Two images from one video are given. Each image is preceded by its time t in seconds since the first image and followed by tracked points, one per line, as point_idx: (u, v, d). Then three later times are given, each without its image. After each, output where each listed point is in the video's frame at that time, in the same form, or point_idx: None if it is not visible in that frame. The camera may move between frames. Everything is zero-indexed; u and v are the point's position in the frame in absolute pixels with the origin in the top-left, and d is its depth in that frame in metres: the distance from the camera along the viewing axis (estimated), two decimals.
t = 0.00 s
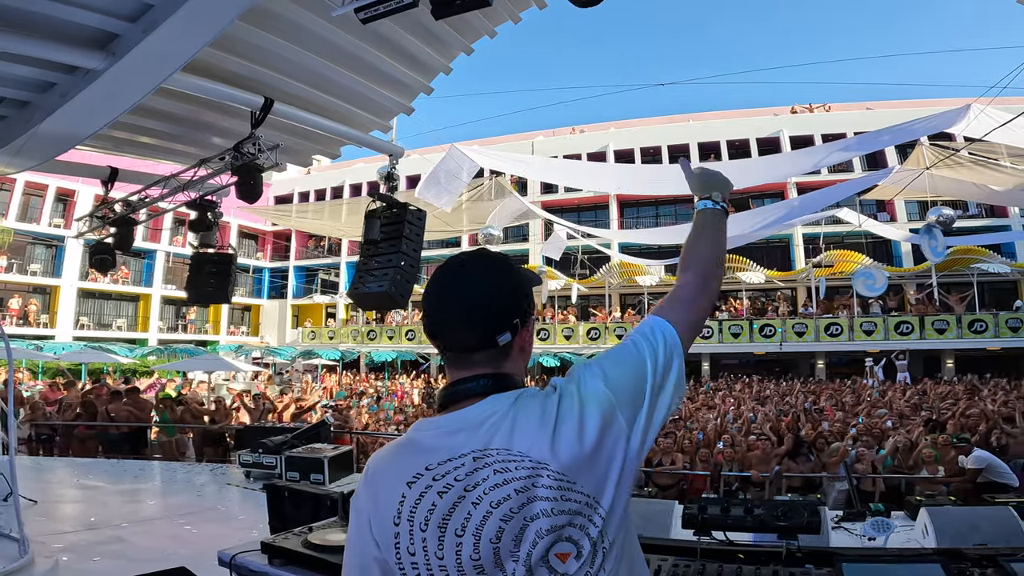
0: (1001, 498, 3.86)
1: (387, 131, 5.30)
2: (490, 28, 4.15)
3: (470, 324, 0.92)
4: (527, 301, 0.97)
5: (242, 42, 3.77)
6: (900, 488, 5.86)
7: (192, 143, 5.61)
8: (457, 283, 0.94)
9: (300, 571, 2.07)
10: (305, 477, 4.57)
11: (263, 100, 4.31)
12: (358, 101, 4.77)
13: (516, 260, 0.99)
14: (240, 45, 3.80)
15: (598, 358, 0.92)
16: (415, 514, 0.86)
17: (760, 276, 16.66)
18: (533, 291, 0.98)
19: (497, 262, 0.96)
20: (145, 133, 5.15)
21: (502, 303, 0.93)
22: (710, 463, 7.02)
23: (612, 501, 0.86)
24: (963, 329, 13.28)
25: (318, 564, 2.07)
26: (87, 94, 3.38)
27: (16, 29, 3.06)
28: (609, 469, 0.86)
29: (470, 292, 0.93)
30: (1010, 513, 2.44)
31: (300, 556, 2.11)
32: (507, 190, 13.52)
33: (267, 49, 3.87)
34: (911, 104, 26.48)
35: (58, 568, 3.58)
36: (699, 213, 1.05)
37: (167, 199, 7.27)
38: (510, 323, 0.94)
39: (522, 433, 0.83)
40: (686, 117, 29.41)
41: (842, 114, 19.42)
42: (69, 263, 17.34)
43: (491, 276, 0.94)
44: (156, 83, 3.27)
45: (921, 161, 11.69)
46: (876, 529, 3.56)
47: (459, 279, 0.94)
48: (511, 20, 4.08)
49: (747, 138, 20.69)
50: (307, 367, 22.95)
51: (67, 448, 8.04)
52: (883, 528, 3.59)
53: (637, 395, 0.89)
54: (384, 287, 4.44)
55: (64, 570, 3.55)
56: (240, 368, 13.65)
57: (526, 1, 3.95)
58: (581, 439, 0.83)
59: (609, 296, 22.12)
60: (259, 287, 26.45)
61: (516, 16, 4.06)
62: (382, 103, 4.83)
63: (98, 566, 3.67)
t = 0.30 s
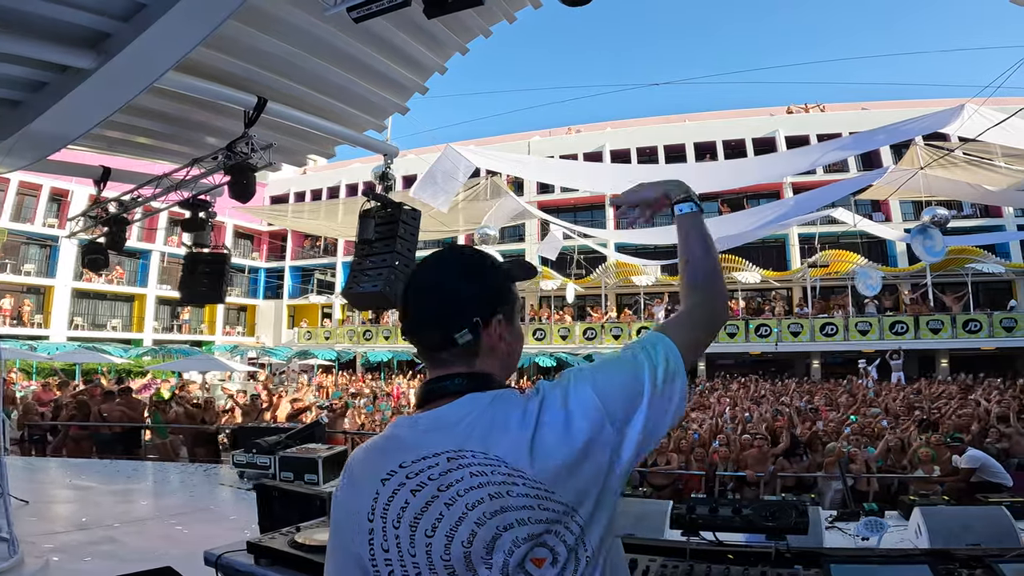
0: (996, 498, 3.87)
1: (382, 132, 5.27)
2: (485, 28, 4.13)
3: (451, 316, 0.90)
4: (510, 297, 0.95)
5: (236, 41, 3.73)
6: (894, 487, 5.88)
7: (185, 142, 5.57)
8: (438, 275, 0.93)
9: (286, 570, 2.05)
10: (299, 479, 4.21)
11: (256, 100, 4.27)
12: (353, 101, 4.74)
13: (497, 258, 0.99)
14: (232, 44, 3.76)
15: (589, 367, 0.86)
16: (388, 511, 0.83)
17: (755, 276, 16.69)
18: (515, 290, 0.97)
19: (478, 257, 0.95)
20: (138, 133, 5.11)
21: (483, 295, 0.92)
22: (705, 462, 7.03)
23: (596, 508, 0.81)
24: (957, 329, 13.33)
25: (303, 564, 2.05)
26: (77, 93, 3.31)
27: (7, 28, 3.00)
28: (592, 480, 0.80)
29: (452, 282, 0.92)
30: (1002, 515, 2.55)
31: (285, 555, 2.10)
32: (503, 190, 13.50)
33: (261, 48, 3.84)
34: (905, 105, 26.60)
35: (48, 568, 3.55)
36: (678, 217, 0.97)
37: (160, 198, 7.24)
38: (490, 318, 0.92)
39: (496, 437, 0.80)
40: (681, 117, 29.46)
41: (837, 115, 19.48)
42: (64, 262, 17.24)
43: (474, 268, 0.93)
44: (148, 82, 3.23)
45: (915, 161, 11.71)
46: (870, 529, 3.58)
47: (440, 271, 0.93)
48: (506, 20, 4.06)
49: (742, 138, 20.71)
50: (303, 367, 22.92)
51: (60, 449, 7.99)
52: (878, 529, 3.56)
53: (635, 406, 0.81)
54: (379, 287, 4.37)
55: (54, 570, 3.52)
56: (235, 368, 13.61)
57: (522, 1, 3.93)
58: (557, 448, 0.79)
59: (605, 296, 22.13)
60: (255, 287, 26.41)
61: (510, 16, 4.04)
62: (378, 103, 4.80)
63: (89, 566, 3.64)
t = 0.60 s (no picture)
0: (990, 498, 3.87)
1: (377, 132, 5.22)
2: (479, 27, 4.09)
3: (413, 309, 0.94)
4: (474, 298, 0.91)
5: (228, 39, 3.69)
6: (887, 485, 5.92)
7: (177, 142, 5.53)
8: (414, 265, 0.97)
9: (271, 570, 2.04)
10: (292, 479, 4.14)
11: (248, 100, 4.24)
12: (348, 101, 4.69)
13: (492, 252, 0.95)
14: (223, 43, 3.71)
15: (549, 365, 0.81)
16: (348, 493, 0.84)
17: (750, 275, 16.73)
18: (491, 292, 0.92)
19: (460, 251, 0.94)
20: (131, 132, 5.07)
21: (437, 295, 0.92)
22: (699, 462, 7.03)
23: (553, 516, 0.75)
24: (951, 329, 13.39)
25: (288, 562, 2.04)
26: (66, 94, 3.20)
27: None
28: (549, 487, 0.74)
29: (420, 276, 0.94)
30: (993, 515, 2.57)
31: (270, 554, 2.08)
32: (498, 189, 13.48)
33: (252, 46, 3.79)
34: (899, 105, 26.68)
35: (37, 568, 3.52)
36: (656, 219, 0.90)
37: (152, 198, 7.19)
38: (444, 317, 0.91)
39: (444, 433, 0.76)
40: (677, 117, 29.47)
41: (832, 115, 19.51)
42: (57, 262, 17.13)
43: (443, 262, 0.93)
44: (136, 84, 3.12)
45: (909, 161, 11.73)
46: (862, 528, 3.58)
47: (417, 262, 0.96)
48: (501, 19, 4.03)
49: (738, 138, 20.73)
50: (298, 367, 22.87)
51: (51, 449, 7.95)
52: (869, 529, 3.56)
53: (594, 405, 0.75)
54: (371, 286, 4.21)
55: (43, 571, 3.49)
56: (229, 368, 13.55)
57: None
58: (506, 448, 0.73)
59: (601, 295, 22.14)
60: (250, 287, 26.36)
61: (505, 14, 4.00)
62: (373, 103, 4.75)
63: (79, 566, 3.61)
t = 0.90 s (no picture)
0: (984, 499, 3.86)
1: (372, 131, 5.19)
2: (474, 26, 4.08)
3: (391, 303, 0.96)
4: (446, 302, 0.91)
5: (221, 38, 3.66)
6: (879, 485, 5.93)
7: (170, 141, 5.51)
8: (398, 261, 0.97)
9: (258, 568, 2.03)
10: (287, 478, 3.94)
11: (242, 99, 4.20)
12: (342, 101, 4.67)
13: (475, 254, 0.94)
14: (216, 41, 3.68)
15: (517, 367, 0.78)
16: (325, 479, 0.88)
17: (746, 275, 16.73)
18: (466, 295, 0.91)
19: (443, 252, 0.93)
20: (124, 132, 5.03)
21: (410, 296, 0.93)
22: (694, 461, 7.00)
23: (501, 525, 0.72)
24: (945, 328, 13.44)
25: (275, 561, 2.02)
26: (55, 95, 3.14)
27: None
28: (496, 495, 0.72)
29: (401, 272, 0.95)
30: (983, 513, 2.57)
31: (257, 553, 2.07)
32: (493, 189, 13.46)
33: (246, 45, 3.76)
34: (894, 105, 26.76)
35: (27, 568, 3.50)
36: (647, 219, 0.87)
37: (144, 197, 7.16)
38: (417, 317, 0.92)
39: (398, 432, 0.77)
40: (673, 117, 29.49)
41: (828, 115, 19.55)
42: (51, 262, 16.99)
43: (424, 262, 0.93)
44: (129, 84, 3.07)
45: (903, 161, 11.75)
46: (854, 528, 3.56)
47: (402, 259, 0.96)
48: (495, 18, 4.01)
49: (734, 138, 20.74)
50: (293, 367, 22.82)
51: (43, 450, 7.89)
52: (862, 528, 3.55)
53: (554, 414, 0.71)
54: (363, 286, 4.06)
55: (34, 570, 3.47)
56: (224, 368, 13.48)
57: None
58: (454, 450, 0.72)
59: (597, 295, 22.13)
60: (245, 287, 26.29)
61: (499, 14, 3.99)
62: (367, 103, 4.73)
63: (70, 566, 3.59)
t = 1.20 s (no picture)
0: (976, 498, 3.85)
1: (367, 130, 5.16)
2: (469, 25, 4.06)
3: (364, 298, 0.93)
4: (417, 301, 0.88)
5: (214, 37, 3.64)
6: (873, 484, 5.95)
7: (164, 141, 5.48)
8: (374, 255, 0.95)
9: (244, 567, 2.01)
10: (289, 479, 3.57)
11: (236, 97, 4.19)
12: (337, 100, 4.64)
13: (452, 248, 0.91)
14: (210, 40, 3.67)
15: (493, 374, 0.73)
16: (300, 471, 0.89)
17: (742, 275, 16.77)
18: (436, 292, 0.88)
19: (421, 246, 0.91)
20: (119, 131, 5.01)
21: (381, 293, 0.90)
22: (689, 460, 7.03)
23: (454, 538, 0.69)
24: (940, 327, 13.48)
25: (260, 559, 2.00)
26: (45, 96, 3.12)
27: None
28: (450, 508, 0.68)
29: (378, 266, 0.93)
30: (976, 513, 2.57)
31: (244, 552, 2.06)
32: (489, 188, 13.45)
33: (240, 46, 3.75)
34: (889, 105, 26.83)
35: (19, 567, 3.48)
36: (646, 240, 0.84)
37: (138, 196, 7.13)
38: (390, 314, 0.90)
39: (362, 431, 0.76)
40: (669, 117, 29.50)
41: (823, 114, 19.59)
42: (45, 262, 16.91)
43: (397, 258, 0.91)
44: (121, 83, 3.05)
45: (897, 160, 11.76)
46: (848, 527, 3.56)
47: (380, 256, 0.94)
48: (490, 17, 3.99)
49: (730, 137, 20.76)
50: (290, 367, 22.79)
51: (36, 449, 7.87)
52: (857, 527, 3.51)
53: (516, 436, 0.65)
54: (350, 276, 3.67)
55: (25, 570, 3.45)
56: (219, 368, 13.44)
57: None
58: (411, 457, 0.69)
59: (593, 295, 22.15)
60: (242, 287, 26.26)
61: (494, 13, 3.97)
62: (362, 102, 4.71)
63: (62, 565, 3.58)
